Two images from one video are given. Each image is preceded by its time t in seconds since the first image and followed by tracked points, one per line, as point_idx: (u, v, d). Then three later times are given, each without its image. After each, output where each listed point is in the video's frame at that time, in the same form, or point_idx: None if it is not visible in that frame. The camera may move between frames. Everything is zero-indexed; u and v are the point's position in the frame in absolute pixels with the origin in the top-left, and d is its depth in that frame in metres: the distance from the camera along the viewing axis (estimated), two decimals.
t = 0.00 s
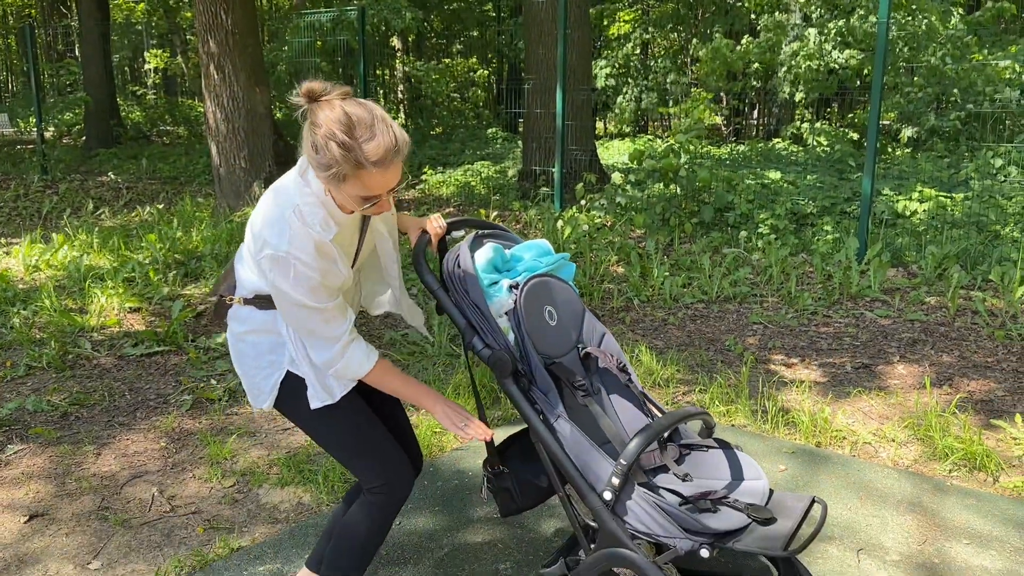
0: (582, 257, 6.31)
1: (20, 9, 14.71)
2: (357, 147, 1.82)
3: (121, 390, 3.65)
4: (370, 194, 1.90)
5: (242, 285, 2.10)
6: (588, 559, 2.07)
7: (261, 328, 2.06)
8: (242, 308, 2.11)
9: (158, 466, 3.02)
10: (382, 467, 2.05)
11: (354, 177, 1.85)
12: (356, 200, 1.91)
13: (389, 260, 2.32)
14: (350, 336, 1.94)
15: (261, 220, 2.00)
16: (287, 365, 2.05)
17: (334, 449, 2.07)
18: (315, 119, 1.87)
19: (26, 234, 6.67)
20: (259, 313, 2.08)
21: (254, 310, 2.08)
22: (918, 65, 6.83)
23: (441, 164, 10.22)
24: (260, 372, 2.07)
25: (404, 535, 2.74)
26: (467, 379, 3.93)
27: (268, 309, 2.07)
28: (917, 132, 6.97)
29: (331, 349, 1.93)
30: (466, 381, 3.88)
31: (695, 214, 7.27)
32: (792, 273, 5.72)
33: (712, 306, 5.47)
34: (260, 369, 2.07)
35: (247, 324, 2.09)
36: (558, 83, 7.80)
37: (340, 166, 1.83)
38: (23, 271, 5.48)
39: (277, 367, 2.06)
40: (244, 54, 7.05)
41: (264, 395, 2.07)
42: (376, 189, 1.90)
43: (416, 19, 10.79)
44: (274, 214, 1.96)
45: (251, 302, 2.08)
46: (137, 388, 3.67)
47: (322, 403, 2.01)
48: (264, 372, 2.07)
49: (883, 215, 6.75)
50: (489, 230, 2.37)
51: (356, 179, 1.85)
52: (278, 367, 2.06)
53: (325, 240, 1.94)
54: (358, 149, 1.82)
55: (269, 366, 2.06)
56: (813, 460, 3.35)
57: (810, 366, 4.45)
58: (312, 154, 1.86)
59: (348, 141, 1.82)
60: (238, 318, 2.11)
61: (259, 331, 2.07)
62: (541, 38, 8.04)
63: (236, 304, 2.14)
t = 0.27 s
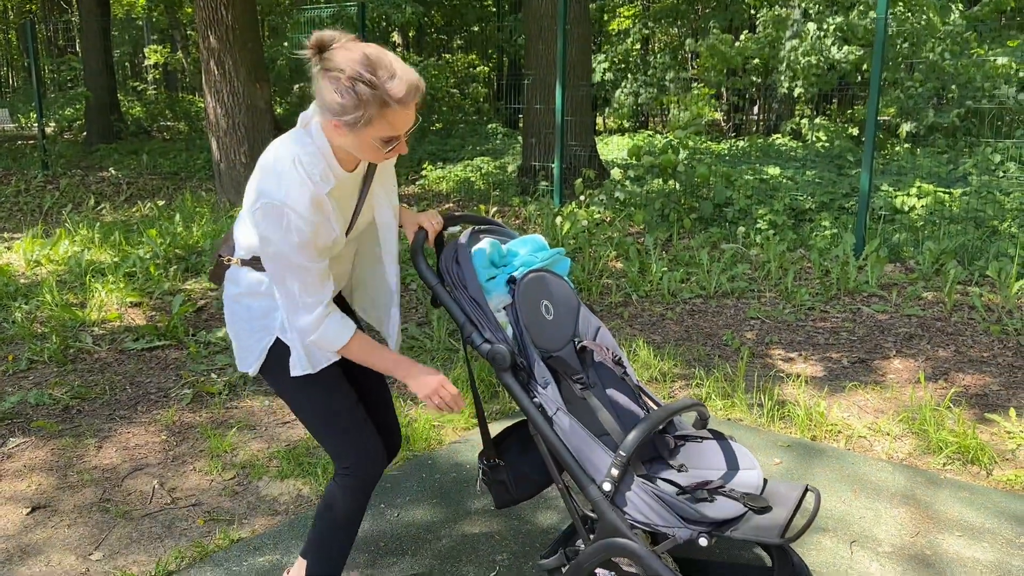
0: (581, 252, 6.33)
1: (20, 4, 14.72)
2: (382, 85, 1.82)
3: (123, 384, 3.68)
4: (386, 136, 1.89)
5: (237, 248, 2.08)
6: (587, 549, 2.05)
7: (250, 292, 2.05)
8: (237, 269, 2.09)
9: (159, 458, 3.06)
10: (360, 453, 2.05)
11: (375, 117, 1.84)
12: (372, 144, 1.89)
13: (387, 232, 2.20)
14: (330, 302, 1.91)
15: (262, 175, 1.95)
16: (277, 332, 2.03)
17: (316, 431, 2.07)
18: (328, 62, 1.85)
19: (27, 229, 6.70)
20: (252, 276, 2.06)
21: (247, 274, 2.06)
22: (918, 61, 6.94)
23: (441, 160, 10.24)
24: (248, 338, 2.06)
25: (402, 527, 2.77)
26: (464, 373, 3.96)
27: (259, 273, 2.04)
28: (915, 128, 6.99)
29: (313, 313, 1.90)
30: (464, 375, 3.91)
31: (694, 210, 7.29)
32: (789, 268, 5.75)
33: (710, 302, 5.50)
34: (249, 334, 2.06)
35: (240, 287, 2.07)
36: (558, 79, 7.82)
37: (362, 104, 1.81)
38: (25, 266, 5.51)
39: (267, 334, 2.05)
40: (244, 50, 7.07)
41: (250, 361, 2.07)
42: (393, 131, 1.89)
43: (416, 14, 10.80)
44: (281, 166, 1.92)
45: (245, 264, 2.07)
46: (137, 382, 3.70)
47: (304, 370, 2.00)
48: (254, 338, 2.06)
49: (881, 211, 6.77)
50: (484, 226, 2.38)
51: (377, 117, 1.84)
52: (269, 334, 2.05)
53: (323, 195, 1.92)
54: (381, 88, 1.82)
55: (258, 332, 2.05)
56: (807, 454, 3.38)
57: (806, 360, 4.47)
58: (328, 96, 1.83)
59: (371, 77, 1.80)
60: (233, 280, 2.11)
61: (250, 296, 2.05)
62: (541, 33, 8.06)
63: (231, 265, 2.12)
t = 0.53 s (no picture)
0: (581, 251, 6.35)
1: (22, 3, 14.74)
2: (408, 17, 1.83)
3: (124, 382, 3.71)
4: (405, 74, 1.89)
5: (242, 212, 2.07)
6: (587, 545, 2.09)
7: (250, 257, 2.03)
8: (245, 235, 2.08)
9: (160, 456, 3.09)
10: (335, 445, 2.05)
11: (398, 51, 1.84)
12: (389, 81, 1.89)
13: (391, 187, 2.18)
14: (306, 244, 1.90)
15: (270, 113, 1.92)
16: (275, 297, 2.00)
17: (295, 425, 2.07)
18: None
19: (30, 227, 6.73)
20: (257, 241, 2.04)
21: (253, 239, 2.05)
22: (917, 61, 6.94)
23: (442, 159, 10.27)
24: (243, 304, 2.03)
25: (400, 523, 2.80)
26: (463, 371, 3.99)
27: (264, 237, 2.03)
28: (915, 128, 7.00)
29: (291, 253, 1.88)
30: (463, 373, 3.93)
31: (694, 209, 7.31)
32: (788, 267, 5.77)
33: (709, 301, 5.52)
34: (244, 300, 2.04)
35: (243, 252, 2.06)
36: (558, 79, 7.83)
37: (386, 35, 1.81)
38: (27, 265, 5.54)
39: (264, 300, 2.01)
40: (245, 50, 7.10)
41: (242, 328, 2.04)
42: (411, 70, 1.90)
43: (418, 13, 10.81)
44: (293, 102, 1.90)
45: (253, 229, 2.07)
46: (139, 380, 3.74)
47: (297, 336, 1.98)
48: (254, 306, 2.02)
49: (880, 210, 6.78)
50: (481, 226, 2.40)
51: (400, 51, 1.84)
52: (268, 301, 2.01)
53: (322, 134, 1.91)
54: (407, 18, 1.82)
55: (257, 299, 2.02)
56: (803, 451, 3.41)
57: (804, 359, 4.50)
58: (351, 26, 1.82)
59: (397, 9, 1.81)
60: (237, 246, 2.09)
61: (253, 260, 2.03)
62: (541, 33, 8.08)
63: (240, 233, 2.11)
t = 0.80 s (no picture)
0: (581, 254, 6.38)
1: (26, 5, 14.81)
2: None
3: (127, 384, 3.75)
4: (411, 47, 1.97)
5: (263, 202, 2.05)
6: (578, 547, 2.12)
7: (278, 247, 2.01)
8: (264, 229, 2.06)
9: (162, 458, 3.12)
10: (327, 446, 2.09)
11: (409, 22, 1.91)
12: (397, 54, 1.96)
13: (394, 182, 2.24)
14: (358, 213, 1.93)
15: (290, 88, 1.94)
16: (302, 284, 2.00)
17: (289, 423, 2.09)
18: None
19: (34, 230, 6.77)
20: (278, 233, 2.02)
21: (277, 230, 2.03)
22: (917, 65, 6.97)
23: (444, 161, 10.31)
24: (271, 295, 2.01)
25: (399, 525, 2.83)
26: (463, 374, 4.02)
27: (289, 225, 2.01)
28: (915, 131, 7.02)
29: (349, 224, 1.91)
30: (463, 376, 3.97)
31: (695, 212, 7.34)
32: (787, 270, 5.80)
33: (708, 303, 5.54)
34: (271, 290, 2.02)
35: (266, 246, 2.04)
36: (559, 82, 7.86)
37: (399, 6, 1.88)
38: (31, 268, 5.58)
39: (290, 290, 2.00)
40: (247, 53, 7.15)
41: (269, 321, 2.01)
42: (418, 43, 1.97)
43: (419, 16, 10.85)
44: (315, 79, 1.92)
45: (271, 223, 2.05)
46: (142, 383, 3.77)
47: (338, 318, 2.01)
48: (278, 299, 2.01)
49: (880, 213, 6.81)
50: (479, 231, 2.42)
51: (410, 22, 1.91)
52: (292, 289, 2.00)
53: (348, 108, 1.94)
54: None
55: (283, 289, 2.01)
56: (800, 454, 3.44)
57: (802, 361, 4.52)
58: None
59: None
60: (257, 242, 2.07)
61: (278, 251, 2.01)
62: (542, 36, 8.12)
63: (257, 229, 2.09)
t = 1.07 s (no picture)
0: (581, 258, 6.42)
1: (29, 10, 14.88)
2: None
3: (130, 387, 3.79)
4: (420, 51, 2.00)
5: (281, 205, 2.04)
6: (572, 546, 2.15)
7: (300, 251, 2.02)
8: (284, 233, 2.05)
9: (165, 460, 3.16)
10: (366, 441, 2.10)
11: (420, 25, 1.95)
12: (406, 56, 1.99)
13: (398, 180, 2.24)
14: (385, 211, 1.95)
15: (308, 90, 1.95)
16: (326, 286, 2.02)
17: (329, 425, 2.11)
18: None
19: (37, 235, 6.82)
20: (300, 236, 2.03)
21: (297, 233, 2.03)
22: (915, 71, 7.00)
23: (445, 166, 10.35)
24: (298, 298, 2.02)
25: (399, 526, 2.86)
26: (462, 377, 4.05)
27: (312, 228, 2.02)
28: (914, 136, 7.06)
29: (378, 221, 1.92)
30: (462, 379, 4.00)
31: (694, 216, 7.38)
32: (785, 274, 5.83)
33: (707, 307, 5.58)
34: (297, 294, 2.03)
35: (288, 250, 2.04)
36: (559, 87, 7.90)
37: (412, 9, 1.92)
38: (35, 272, 5.63)
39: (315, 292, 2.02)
40: (250, 58, 7.19)
41: (299, 325, 2.02)
42: (427, 47, 2.01)
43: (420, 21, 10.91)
44: (332, 80, 1.94)
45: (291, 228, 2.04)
46: (144, 386, 3.81)
47: (363, 315, 2.06)
48: (303, 302, 2.02)
49: (879, 218, 6.84)
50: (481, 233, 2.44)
51: (421, 26, 1.95)
52: (317, 292, 2.02)
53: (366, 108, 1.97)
54: None
55: (307, 293, 2.02)
56: (796, 456, 3.47)
57: (800, 365, 4.55)
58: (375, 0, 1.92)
59: None
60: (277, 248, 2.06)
61: (302, 255, 2.02)
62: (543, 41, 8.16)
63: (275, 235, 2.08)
